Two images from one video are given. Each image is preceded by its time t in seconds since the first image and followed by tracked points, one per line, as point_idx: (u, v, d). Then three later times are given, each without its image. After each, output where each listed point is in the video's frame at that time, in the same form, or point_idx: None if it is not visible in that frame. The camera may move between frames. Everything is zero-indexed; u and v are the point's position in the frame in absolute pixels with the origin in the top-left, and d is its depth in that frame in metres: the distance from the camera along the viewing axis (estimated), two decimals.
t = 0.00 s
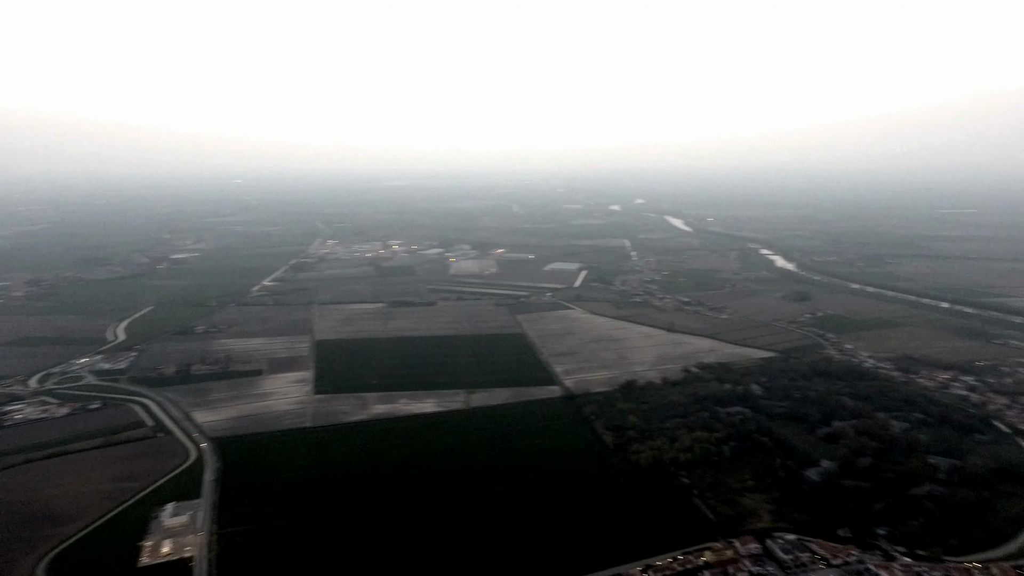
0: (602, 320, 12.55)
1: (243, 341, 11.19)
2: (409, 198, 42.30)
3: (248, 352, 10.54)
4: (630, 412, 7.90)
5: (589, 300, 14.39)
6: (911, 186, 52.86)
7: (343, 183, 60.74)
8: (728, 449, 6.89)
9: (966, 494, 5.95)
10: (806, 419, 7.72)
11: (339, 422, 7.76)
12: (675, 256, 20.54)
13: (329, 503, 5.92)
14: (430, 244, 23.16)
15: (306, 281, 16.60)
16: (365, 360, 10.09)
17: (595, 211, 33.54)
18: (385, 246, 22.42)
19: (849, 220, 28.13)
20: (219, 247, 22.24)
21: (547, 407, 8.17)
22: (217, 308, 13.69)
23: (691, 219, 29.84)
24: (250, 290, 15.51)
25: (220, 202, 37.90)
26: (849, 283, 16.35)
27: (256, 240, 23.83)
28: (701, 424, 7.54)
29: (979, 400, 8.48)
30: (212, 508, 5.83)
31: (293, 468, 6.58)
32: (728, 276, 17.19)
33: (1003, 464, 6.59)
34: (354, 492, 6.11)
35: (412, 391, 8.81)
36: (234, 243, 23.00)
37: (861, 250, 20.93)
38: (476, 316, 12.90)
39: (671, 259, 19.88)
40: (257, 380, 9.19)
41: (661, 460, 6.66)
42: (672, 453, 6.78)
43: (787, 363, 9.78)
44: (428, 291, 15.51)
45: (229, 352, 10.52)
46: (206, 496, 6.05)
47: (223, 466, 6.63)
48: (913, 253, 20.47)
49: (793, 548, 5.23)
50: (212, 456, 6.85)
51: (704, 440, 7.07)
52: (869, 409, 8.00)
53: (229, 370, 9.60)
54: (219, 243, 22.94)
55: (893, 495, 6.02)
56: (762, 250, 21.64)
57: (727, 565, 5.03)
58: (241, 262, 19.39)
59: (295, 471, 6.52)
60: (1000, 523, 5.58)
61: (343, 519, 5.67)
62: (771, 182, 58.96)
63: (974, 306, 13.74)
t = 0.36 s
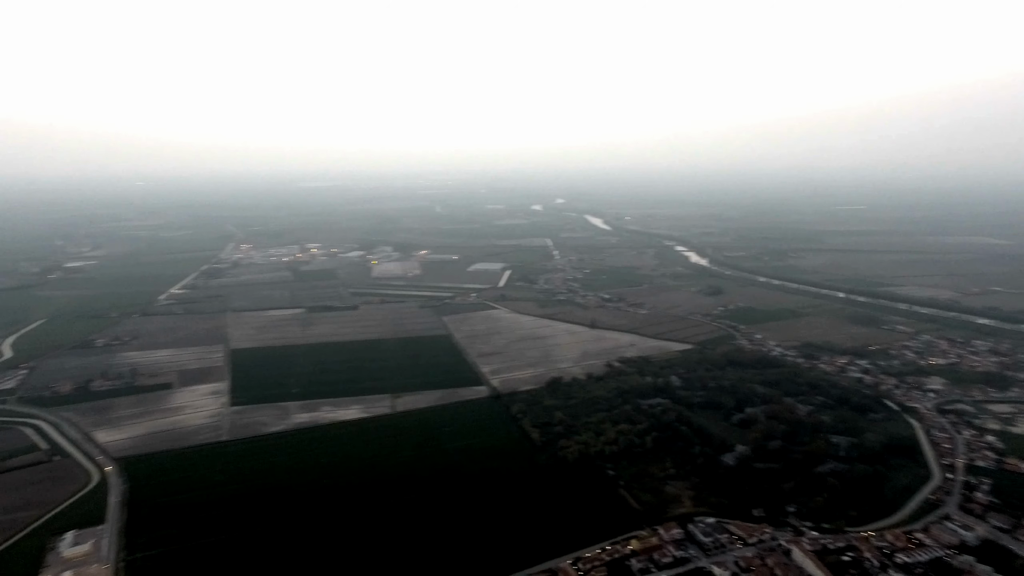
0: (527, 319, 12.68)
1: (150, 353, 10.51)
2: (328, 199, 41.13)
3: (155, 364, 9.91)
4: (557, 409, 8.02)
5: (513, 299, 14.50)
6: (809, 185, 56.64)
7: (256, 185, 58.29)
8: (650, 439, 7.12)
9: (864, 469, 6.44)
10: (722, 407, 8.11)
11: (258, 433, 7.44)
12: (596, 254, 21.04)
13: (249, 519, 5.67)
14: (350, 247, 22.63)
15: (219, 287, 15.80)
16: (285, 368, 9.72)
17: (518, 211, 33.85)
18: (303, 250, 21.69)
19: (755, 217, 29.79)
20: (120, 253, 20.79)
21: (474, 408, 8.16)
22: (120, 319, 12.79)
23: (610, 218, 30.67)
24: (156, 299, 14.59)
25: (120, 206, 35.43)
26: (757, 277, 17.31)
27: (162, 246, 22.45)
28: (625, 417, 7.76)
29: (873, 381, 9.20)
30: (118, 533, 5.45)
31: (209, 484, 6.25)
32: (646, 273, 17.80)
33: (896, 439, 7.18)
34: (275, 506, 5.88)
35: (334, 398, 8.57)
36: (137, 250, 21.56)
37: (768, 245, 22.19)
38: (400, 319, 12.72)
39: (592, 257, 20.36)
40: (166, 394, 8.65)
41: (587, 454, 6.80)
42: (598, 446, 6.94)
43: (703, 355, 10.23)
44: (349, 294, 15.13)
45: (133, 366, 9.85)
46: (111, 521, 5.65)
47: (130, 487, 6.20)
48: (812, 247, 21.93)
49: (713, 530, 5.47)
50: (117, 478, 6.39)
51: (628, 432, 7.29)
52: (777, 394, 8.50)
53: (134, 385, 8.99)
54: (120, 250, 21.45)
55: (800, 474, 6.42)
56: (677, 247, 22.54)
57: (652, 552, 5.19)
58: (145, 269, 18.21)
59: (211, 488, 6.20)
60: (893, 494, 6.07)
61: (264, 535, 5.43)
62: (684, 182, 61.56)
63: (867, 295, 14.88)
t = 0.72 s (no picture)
0: (453, 320, 12.63)
1: (45, 370, 9.71)
2: (242, 202, 39.43)
3: (51, 382, 9.16)
4: (485, 409, 8.03)
5: (439, 300, 14.40)
6: (719, 184, 59.55)
7: (161, 187, 55.02)
8: (578, 434, 7.27)
9: (776, 452, 6.84)
10: (645, 399, 8.38)
11: (171, 450, 7.02)
12: (520, 253, 21.25)
13: (163, 542, 5.34)
14: (267, 250, 21.78)
15: (122, 297, 14.81)
16: (199, 380, 9.23)
17: (442, 212, 33.67)
18: (216, 255, 20.68)
19: (671, 215, 30.99)
20: (7, 263, 19.08)
21: (402, 412, 8.05)
22: (8, 334, 11.74)
23: (533, 218, 31.07)
24: (51, 311, 13.50)
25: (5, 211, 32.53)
26: (675, 273, 18.01)
27: (56, 254, 20.78)
28: (552, 414, 7.87)
29: (782, 368, 9.78)
30: (13, 568, 5.01)
31: (117, 508, 5.84)
32: (570, 271, 18.14)
33: (803, 422, 7.67)
34: (192, 526, 5.57)
35: (254, 409, 8.22)
36: (26, 258, 19.85)
37: (683, 242, 23.15)
38: (322, 324, 12.36)
39: (517, 257, 20.54)
40: (64, 414, 8.02)
41: (516, 452, 6.85)
42: (526, 444, 7.00)
43: (626, 349, 10.54)
44: (267, 300, 14.56)
45: (25, 384, 9.06)
46: (4, 555, 5.17)
47: (25, 517, 5.71)
48: (724, 243, 23.04)
49: (640, 519, 5.64)
50: (9, 508, 5.86)
51: (556, 428, 7.41)
52: (696, 384, 8.88)
53: (28, 405, 8.27)
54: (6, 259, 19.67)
55: (719, 459, 6.74)
56: (599, 245, 23.11)
57: (582, 544, 5.29)
58: (37, 279, 16.80)
59: (120, 511, 5.80)
60: (803, 473, 6.48)
61: (180, 557, 5.14)
62: (604, 181, 63.25)
63: (774, 288, 15.80)
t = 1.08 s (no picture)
0: (376, 323, 12.39)
1: None
2: (145, 205, 37.06)
3: None
4: (412, 412, 7.93)
5: (361, 304, 14.08)
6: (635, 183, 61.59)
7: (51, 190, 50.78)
8: (506, 433, 7.31)
9: (694, 440, 7.15)
10: (570, 395, 8.55)
11: (70, 473, 6.50)
12: (444, 254, 21.12)
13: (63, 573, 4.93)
14: (175, 256, 20.57)
15: (8, 310, 13.56)
16: (100, 396, 8.59)
17: (362, 214, 32.95)
18: (116, 262, 19.32)
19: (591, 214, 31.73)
20: None
21: (326, 419, 7.82)
22: None
23: (456, 219, 30.96)
24: None
25: None
26: (596, 271, 18.45)
27: None
28: (480, 414, 7.88)
29: (698, 359, 10.23)
30: None
31: (7, 541, 5.34)
32: (494, 271, 18.21)
33: (719, 410, 8.06)
34: (97, 554, 5.17)
35: (164, 425, 7.74)
36: None
37: (604, 240, 23.76)
38: (237, 332, 11.81)
39: (441, 258, 20.41)
40: None
41: (445, 454, 6.80)
42: (455, 446, 6.98)
43: (551, 346, 10.71)
44: (176, 309, 13.76)
45: None
46: None
47: None
48: (642, 240, 23.83)
49: (568, 513, 5.75)
50: None
51: (484, 428, 7.42)
52: (619, 378, 9.15)
53: None
54: None
55: (642, 450, 6.97)
56: (522, 245, 23.33)
57: (513, 542, 5.33)
58: None
59: (11, 544, 5.31)
60: (720, 458, 6.80)
61: None
62: (526, 182, 63.95)
63: (689, 282, 16.50)
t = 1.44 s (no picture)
0: (296, 330, 11.95)
1: None
2: (32, 211, 34.09)
3: None
4: (336, 420, 7.71)
5: (279, 310, 13.54)
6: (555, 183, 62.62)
7: None
8: (434, 436, 7.24)
9: (619, 432, 7.35)
10: (498, 395, 8.58)
11: None
12: (365, 257, 20.65)
13: None
14: (68, 265, 19.03)
15: None
16: None
17: (277, 217, 31.68)
18: None
19: (513, 214, 31.97)
20: None
21: (244, 432, 7.46)
22: None
23: (376, 220, 30.35)
24: None
25: None
26: (519, 270, 18.61)
27: None
28: (407, 418, 7.76)
29: (620, 354, 10.53)
30: None
31: None
32: (417, 273, 18.00)
33: (640, 402, 8.32)
34: None
35: (60, 447, 7.14)
36: None
37: (526, 240, 23.97)
38: (143, 344, 11.07)
39: (362, 261, 19.96)
40: None
41: (372, 461, 6.66)
42: (382, 452, 6.84)
43: (477, 347, 10.70)
44: (71, 322, 12.72)
45: None
46: None
47: None
48: (563, 239, 24.26)
49: (499, 512, 5.77)
50: None
51: (411, 432, 7.32)
52: (544, 376, 9.26)
53: None
54: None
55: (569, 445, 7.10)
56: (445, 246, 23.17)
57: (444, 545, 5.29)
58: None
59: None
60: (643, 449, 7.03)
61: None
62: (446, 183, 63.66)
63: (610, 280, 16.95)
